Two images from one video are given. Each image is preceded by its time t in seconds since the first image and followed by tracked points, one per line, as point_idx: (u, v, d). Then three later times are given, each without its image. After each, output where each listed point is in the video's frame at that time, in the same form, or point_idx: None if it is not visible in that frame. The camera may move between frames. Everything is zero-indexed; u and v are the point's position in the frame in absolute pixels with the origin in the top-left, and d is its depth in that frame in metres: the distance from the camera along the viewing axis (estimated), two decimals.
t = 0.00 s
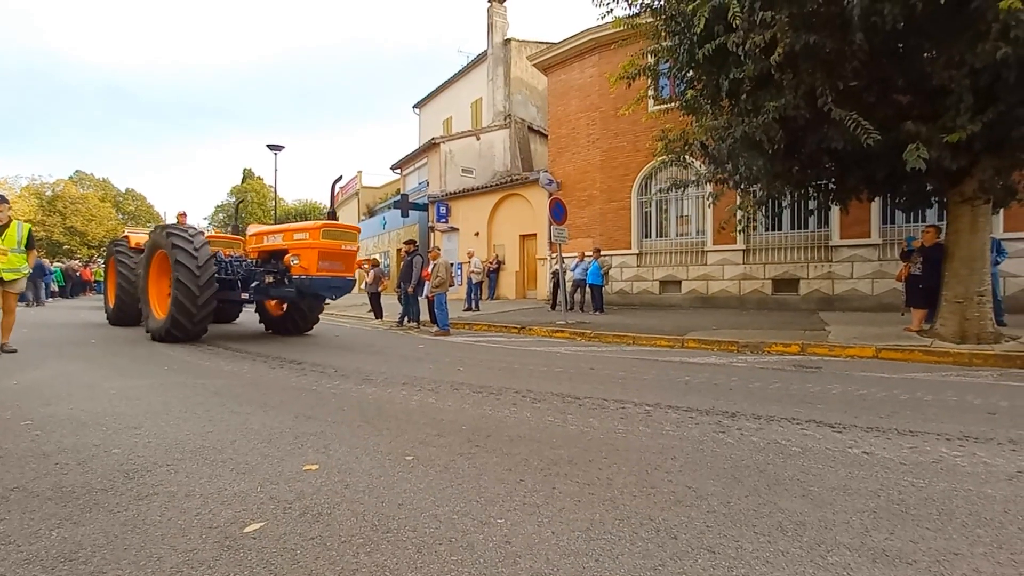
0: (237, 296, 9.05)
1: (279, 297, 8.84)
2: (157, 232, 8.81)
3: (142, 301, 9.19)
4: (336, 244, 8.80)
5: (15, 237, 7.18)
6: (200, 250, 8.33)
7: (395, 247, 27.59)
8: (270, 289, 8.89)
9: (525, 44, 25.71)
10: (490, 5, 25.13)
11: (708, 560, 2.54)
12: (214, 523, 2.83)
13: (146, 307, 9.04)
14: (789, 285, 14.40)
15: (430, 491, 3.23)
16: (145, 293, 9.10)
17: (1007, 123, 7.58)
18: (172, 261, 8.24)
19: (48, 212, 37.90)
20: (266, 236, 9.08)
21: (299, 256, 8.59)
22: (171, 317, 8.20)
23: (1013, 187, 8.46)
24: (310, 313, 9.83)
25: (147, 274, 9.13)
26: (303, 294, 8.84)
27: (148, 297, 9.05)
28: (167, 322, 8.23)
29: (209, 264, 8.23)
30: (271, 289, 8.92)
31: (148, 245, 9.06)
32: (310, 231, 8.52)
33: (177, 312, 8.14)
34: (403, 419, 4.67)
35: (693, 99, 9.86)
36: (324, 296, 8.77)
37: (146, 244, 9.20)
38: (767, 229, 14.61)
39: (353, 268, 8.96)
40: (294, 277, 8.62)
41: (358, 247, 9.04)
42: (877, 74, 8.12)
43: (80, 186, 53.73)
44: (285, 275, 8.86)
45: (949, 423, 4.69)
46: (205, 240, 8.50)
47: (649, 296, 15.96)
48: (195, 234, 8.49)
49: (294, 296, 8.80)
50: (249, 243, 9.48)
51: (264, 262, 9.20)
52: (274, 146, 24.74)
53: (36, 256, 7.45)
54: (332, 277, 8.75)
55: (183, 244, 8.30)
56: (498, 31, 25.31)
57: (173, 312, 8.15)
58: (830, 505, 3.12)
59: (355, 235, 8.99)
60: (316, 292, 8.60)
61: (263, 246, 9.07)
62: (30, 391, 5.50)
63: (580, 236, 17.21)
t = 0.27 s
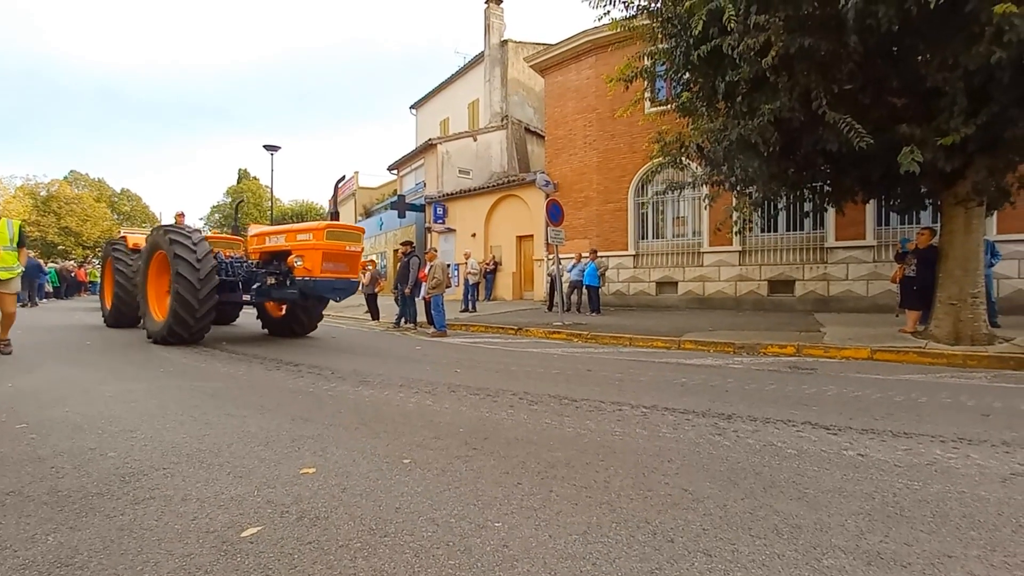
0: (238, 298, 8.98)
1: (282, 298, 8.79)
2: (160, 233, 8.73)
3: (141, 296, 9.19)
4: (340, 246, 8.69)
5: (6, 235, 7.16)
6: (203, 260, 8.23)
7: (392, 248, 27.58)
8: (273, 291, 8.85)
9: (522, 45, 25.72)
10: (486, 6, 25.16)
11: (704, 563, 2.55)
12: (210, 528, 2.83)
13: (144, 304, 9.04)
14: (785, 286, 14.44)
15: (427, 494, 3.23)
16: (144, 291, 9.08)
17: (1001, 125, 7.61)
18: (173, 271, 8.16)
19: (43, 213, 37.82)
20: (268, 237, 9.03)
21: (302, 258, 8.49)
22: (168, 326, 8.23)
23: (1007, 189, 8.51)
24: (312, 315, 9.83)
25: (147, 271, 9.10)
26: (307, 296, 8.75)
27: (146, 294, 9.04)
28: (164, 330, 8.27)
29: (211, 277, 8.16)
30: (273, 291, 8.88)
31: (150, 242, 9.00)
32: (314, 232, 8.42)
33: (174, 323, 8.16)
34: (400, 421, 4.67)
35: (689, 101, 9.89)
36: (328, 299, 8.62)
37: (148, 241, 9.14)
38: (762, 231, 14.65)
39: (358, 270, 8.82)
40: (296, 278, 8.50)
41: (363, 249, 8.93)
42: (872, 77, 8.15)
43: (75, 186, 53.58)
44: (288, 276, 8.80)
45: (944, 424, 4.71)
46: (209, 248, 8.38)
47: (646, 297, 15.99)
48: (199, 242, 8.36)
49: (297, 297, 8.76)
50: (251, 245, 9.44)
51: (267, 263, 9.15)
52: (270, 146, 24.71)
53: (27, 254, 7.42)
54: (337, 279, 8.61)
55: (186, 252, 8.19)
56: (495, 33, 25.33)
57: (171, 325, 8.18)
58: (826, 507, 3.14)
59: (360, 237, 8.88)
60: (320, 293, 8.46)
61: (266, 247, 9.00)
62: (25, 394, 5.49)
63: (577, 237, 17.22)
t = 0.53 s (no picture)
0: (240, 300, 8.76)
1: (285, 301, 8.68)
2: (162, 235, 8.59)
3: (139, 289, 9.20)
4: (344, 247, 8.69)
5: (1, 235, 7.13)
6: (204, 271, 8.12)
7: (388, 249, 27.56)
8: (274, 293, 8.71)
9: (518, 47, 25.78)
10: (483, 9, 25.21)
11: (699, 566, 2.56)
12: (206, 533, 2.84)
13: (143, 300, 9.05)
14: (780, 287, 14.48)
15: (423, 499, 3.24)
16: (143, 288, 9.07)
17: (994, 129, 7.66)
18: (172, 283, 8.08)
19: (36, 212, 37.69)
20: (271, 238, 9.00)
21: (306, 259, 8.48)
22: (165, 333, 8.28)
23: (999, 193, 8.56)
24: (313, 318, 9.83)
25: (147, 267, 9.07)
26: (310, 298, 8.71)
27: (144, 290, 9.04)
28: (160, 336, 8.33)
29: (211, 291, 8.09)
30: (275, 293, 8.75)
31: (150, 239, 8.89)
32: (318, 233, 8.42)
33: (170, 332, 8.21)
34: (396, 424, 4.68)
35: (685, 104, 9.92)
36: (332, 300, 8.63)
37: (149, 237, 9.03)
38: (757, 233, 14.69)
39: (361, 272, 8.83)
40: (301, 280, 8.53)
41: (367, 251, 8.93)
42: (866, 81, 8.19)
43: (70, 186, 53.38)
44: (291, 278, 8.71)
45: (937, 427, 4.74)
46: (210, 257, 8.24)
47: (642, 299, 16.02)
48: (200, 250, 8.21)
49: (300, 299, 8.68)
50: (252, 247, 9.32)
51: (268, 264, 9.09)
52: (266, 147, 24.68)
53: (20, 256, 7.38)
54: (340, 281, 8.62)
55: (187, 261, 8.07)
56: (491, 35, 25.37)
57: (168, 334, 8.21)
58: (819, 510, 3.16)
59: (364, 239, 8.89)
60: (324, 295, 8.47)
61: (267, 248, 8.99)
62: (20, 396, 5.48)
63: (574, 239, 17.24)
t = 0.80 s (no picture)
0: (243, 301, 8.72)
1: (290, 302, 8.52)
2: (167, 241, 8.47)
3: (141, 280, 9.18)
4: (350, 248, 8.57)
5: (3, 240, 7.12)
6: (208, 283, 8.06)
7: (387, 250, 27.55)
8: (279, 295, 8.56)
9: (516, 48, 25.79)
10: (481, 10, 25.22)
11: (697, 568, 2.58)
12: (204, 536, 2.85)
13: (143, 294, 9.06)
14: (777, 288, 14.51)
15: (421, 501, 3.25)
16: (145, 285, 9.06)
17: (990, 130, 7.68)
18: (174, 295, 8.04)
19: (32, 213, 37.60)
20: (276, 239, 8.88)
21: (313, 261, 8.37)
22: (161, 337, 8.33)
23: (995, 194, 8.60)
24: (314, 318, 9.71)
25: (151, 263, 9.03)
26: (315, 300, 8.55)
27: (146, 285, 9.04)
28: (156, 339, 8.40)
29: (212, 305, 8.08)
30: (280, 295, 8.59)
31: (156, 238, 8.78)
32: (324, 234, 8.30)
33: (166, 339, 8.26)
34: (394, 426, 4.69)
35: (682, 106, 9.95)
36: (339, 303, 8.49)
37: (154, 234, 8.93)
38: (755, 234, 14.71)
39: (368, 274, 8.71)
40: (306, 282, 8.38)
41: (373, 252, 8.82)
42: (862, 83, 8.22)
43: (67, 187, 53.30)
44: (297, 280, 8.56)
45: (933, 428, 4.76)
46: (215, 269, 8.14)
47: (640, 299, 16.04)
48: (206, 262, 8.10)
49: (306, 301, 8.52)
50: (257, 249, 9.24)
51: (272, 266, 8.96)
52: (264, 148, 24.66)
53: (20, 260, 7.37)
54: (347, 283, 8.50)
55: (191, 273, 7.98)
56: (489, 36, 25.39)
57: (165, 342, 8.26)
58: (816, 511, 3.17)
59: (370, 240, 8.78)
60: (331, 297, 8.34)
61: (272, 249, 8.89)
62: (18, 399, 5.48)
63: (572, 240, 17.25)
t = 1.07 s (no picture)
0: (246, 302, 8.68)
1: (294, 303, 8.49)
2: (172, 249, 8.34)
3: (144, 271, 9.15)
4: (357, 250, 8.50)
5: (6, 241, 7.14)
6: (210, 298, 7.98)
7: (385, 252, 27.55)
8: (283, 296, 8.57)
9: (514, 50, 25.83)
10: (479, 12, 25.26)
11: (695, 569, 2.59)
12: (203, 539, 2.85)
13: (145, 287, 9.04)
14: (774, 289, 14.54)
15: (420, 503, 3.26)
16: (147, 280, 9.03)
17: (986, 133, 7.73)
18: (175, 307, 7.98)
19: (28, 215, 37.50)
20: (283, 240, 8.85)
21: (319, 262, 8.32)
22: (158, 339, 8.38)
23: (990, 196, 8.64)
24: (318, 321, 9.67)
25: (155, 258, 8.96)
26: (321, 302, 8.52)
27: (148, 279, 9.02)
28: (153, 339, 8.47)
29: (212, 319, 8.03)
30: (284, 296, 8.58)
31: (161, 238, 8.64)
32: (331, 235, 8.24)
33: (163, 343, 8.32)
34: (393, 429, 4.70)
35: (680, 108, 9.98)
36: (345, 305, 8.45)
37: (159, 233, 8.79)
38: (752, 235, 14.75)
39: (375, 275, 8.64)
40: (313, 283, 8.34)
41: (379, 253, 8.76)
42: (858, 85, 8.26)
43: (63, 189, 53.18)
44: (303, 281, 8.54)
45: (929, 429, 4.78)
46: (219, 283, 8.03)
47: (637, 301, 16.06)
48: (210, 276, 7.97)
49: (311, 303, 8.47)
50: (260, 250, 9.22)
51: (276, 268, 8.97)
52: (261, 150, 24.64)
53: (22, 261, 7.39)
54: (353, 285, 8.44)
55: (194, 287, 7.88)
56: (487, 37, 25.42)
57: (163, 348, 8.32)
58: (813, 513, 3.19)
59: (377, 241, 8.71)
60: (337, 299, 8.28)
61: (276, 251, 8.88)
62: (15, 402, 5.48)
63: (570, 242, 17.27)
